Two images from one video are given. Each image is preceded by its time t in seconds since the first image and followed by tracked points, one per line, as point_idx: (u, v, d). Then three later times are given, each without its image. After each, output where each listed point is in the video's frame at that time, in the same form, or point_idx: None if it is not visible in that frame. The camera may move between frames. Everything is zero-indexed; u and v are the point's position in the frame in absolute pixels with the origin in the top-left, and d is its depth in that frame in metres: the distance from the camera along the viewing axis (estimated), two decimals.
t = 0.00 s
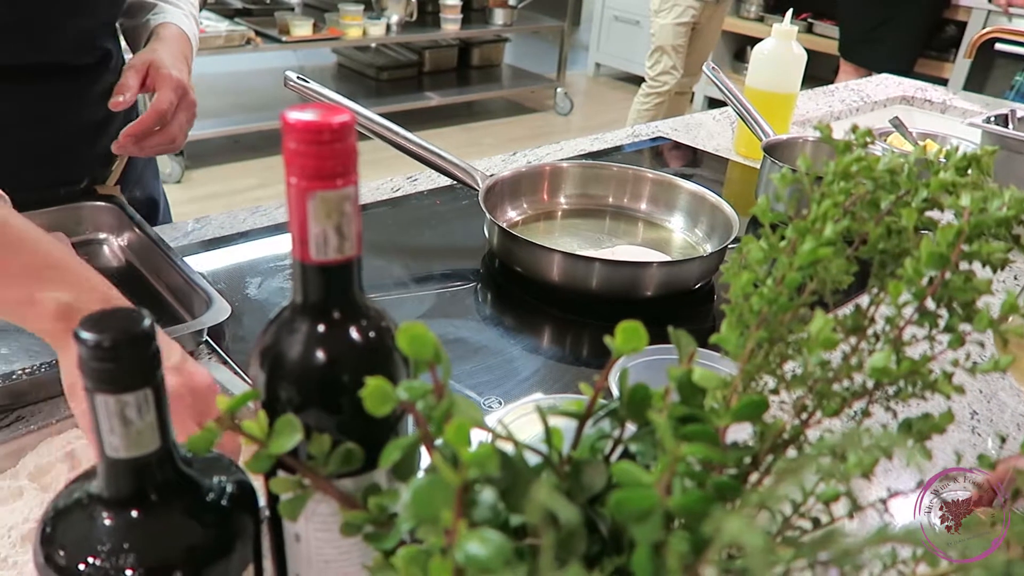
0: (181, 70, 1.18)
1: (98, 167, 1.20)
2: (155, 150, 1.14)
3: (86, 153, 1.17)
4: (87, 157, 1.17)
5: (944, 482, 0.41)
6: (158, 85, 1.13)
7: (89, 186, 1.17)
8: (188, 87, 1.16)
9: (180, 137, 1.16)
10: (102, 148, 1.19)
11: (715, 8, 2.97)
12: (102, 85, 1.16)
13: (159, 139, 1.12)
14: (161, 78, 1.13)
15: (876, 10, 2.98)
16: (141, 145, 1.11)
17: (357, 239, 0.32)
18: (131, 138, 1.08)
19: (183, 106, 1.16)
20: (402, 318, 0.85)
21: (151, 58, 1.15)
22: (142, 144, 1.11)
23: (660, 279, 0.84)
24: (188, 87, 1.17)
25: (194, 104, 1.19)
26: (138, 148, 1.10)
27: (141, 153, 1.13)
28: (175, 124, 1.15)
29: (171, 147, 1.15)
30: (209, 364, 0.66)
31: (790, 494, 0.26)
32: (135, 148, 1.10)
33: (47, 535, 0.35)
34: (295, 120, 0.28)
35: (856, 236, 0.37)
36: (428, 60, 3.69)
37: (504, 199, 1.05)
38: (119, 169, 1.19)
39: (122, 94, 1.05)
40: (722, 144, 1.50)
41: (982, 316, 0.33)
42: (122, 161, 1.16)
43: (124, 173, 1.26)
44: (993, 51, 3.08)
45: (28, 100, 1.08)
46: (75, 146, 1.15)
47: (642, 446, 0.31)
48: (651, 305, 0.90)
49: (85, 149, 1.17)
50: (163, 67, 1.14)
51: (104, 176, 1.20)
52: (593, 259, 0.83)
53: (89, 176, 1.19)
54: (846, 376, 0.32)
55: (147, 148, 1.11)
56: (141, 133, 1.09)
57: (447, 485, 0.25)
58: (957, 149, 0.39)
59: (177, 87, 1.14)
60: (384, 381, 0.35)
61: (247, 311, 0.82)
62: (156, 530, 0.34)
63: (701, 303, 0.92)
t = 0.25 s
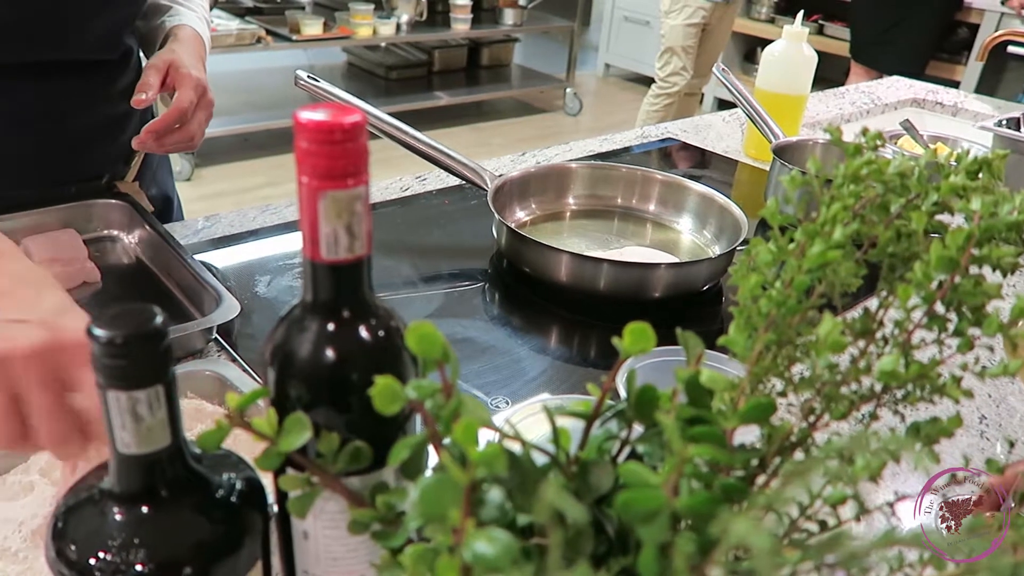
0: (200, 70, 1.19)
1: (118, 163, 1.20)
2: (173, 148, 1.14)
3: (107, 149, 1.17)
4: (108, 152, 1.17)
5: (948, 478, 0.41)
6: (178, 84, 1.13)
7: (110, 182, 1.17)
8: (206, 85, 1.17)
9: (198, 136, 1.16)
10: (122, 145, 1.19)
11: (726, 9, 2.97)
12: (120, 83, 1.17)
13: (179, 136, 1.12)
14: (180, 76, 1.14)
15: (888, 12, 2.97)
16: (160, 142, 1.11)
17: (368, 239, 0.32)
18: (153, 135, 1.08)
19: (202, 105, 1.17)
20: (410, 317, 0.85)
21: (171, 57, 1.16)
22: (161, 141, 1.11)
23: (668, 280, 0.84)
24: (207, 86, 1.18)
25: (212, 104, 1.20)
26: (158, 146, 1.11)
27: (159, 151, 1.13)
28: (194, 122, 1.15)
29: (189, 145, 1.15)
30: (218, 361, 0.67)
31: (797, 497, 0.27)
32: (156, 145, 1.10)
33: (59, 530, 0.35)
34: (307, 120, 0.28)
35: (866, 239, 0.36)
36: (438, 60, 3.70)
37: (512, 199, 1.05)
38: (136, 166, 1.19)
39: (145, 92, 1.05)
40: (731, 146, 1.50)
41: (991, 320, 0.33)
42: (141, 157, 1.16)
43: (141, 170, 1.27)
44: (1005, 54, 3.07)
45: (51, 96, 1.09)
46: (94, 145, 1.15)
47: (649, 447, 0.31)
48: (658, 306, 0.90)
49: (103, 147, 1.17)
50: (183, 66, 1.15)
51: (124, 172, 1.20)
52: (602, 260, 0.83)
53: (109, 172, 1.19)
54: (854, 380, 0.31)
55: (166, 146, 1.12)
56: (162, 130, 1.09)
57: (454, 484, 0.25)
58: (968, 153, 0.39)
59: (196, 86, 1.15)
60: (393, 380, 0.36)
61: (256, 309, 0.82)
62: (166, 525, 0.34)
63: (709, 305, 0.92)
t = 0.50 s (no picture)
0: (201, 71, 1.19)
1: (124, 163, 1.20)
2: (170, 147, 1.14)
3: (113, 149, 1.17)
4: (114, 152, 1.17)
5: (959, 478, 0.40)
6: (177, 83, 1.14)
7: (116, 181, 1.17)
8: (205, 86, 1.16)
9: (196, 135, 1.15)
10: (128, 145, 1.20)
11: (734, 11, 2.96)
12: (127, 83, 1.17)
13: (174, 135, 1.12)
14: (179, 76, 1.14)
15: (896, 14, 2.97)
16: (156, 141, 1.11)
17: (376, 239, 0.32)
18: (148, 133, 1.08)
19: (201, 105, 1.17)
20: (417, 317, 0.85)
21: (172, 58, 1.16)
22: (156, 140, 1.11)
23: (675, 281, 0.84)
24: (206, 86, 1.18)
25: (211, 104, 1.19)
26: (153, 144, 1.10)
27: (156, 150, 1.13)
28: (192, 121, 1.15)
29: (187, 145, 1.15)
30: (226, 360, 0.67)
31: (806, 499, 0.26)
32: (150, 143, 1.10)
33: (68, 528, 0.35)
34: (316, 121, 0.28)
35: (875, 241, 0.36)
36: (445, 61, 3.70)
37: (519, 200, 1.05)
38: (143, 166, 1.19)
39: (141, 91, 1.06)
40: (739, 147, 1.50)
41: (1001, 323, 0.32)
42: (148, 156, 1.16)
43: (149, 170, 1.28)
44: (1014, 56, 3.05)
45: (56, 96, 1.09)
46: (102, 144, 1.16)
47: (656, 448, 0.31)
48: (665, 307, 0.90)
49: (112, 146, 1.17)
50: (182, 66, 1.15)
51: (130, 172, 1.20)
52: (609, 260, 0.83)
53: (116, 171, 1.19)
54: (862, 381, 0.31)
55: (161, 145, 1.11)
56: (158, 129, 1.09)
57: (464, 483, 0.25)
58: (978, 154, 0.39)
59: (194, 86, 1.15)
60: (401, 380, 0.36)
61: (264, 309, 0.82)
62: (175, 523, 0.35)
63: (716, 306, 0.92)
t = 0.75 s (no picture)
0: (209, 68, 1.19)
1: (134, 160, 1.21)
2: (178, 144, 1.14)
3: (123, 146, 1.18)
4: (125, 150, 1.18)
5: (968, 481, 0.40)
6: (186, 80, 1.14)
7: (126, 179, 1.18)
8: (213, 83, 1.17)
9: (203, 133, 1.16)
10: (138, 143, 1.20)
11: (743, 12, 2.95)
12: (137, 81, 1.18)
13: (182, 133, 1.12)
14: (188, 74, 1.14)
15: (907, 16, 2.95)
16: (164, 138, 1.11)
17: (385, 238, 0.32)
18: (157, 130, 1.08)
19: (209, 103, 1.17)
20: (424, 317, 0.86)
21: (180, 55, 1.16)
22: (165, 137, 1.11)
23: (683, 283, 0.83)
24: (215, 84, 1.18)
25: (219, 102, 1.20)
26: (161, 141, 1.11)
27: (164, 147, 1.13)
28: (200, 119, 1.15)
29: (194, 142, 1.15)
30: (235, 358, 0.67)
31: (814, 501, 0.26)
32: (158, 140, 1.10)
33: (77, 523, 0.36)
34: (326, 120, 0.28)
35: (884, 243, 0.36)
36: (454, 61, 3.71)
37: (527, 201, 1.05)
38: (153, 163, 1.19)
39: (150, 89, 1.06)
40: (747, 149, 1.50)
41: (1011, 326, 0.32)
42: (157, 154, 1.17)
43: (159, 168, 1.28)
44: None
45: (68, 93, 1.10)
46: (111, 142, 1.16)
47: (663, 449, 0.31)
48: (673, 309, 0.90)
49: (121, 145, 1.18)
50: (191, 63, 1.15)
51: (140, 169, 1.21)
52: (617, 262, 0.82)
53: (126, 169, 1.20)
54: (871, 384, 0.31)
55: (170, 142, 1.11)
56: (167, 126, 1.09)
57: (472, 482, 0.25)
58: (990, 157, 0.39)
59: (203, 84, 1.15)
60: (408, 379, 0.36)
61: (272, 308, 0.83)
62: (184, 519, 0.35)
63: (724, 308, 0.92)
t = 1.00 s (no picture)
0: (218, 69, 1.20)
1: (140, 160, 1.21)
2: (188, 145, 1.14)
3: (129, 146, 1.18)
4: (130, 149, 1.18)
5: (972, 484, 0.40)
6: (196, 81, 1.14)
7: (132, 178, 1.18)
8: (222, 84, 1.17)
9: (213, 134, 1.16)
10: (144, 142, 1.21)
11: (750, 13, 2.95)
12: (145, 80, 1.18)
13: (192, 133, 1.12)
14: (198, 75, 1.15)
15: (914, 17, 2.95)
16: (174, 139, 1.12)
17: (391, 237, 0.32)
18: (167, 131, 1.08)
19: (219, 103, 1.17)
20: (429, 317, 0.86)
21: (190, 56, 1.17)
22: (175, 137, 1.11)
23: (689, 284, 0.83)
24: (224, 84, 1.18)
25: (228, 103, 1.20)
26: (171, 142, 1.11)
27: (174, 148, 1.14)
28: (210, 119, 1.15)
29: (204, 142, 1.15)
30: (240, 357, 0.67)
31: (818, 502, 0.26)
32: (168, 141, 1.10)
33: (83, 520, 0.36)
34: (332, 119, 0.29)
35: (890, 244, 0.36)
36: (459, 61, 3.71)
37: (532, 201, 1.05)
38: (159, 162, 1.20)
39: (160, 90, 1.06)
40: (753, 150, 1.49)
41: (1016, 328, 0.32)
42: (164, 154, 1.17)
43: (165, 167, 1.29)
44: None
45: (75, 92, 1.10)
46: (117, 141, 1.16)
47: (667, 449, 0.31)
48: (678, 310, 0.89)
49: (126, 144, 1.18)
50: (200, 64, 1.15)
51: (146, 169, 1.21)
52: (622, 262, 0.82)
53: (131, 168, 1.20)
54: (876, 386, 0.31)
55: (180, 143, 1.12)
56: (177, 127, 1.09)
57: (475, 480, 0.25)
58: (996, 159, 0.39)
59: (213, 84, 1.15)
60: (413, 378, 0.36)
61: (277, 307, 0.83)
62: (188, 517, 0.35)
63: (728, 309, 0.91)
